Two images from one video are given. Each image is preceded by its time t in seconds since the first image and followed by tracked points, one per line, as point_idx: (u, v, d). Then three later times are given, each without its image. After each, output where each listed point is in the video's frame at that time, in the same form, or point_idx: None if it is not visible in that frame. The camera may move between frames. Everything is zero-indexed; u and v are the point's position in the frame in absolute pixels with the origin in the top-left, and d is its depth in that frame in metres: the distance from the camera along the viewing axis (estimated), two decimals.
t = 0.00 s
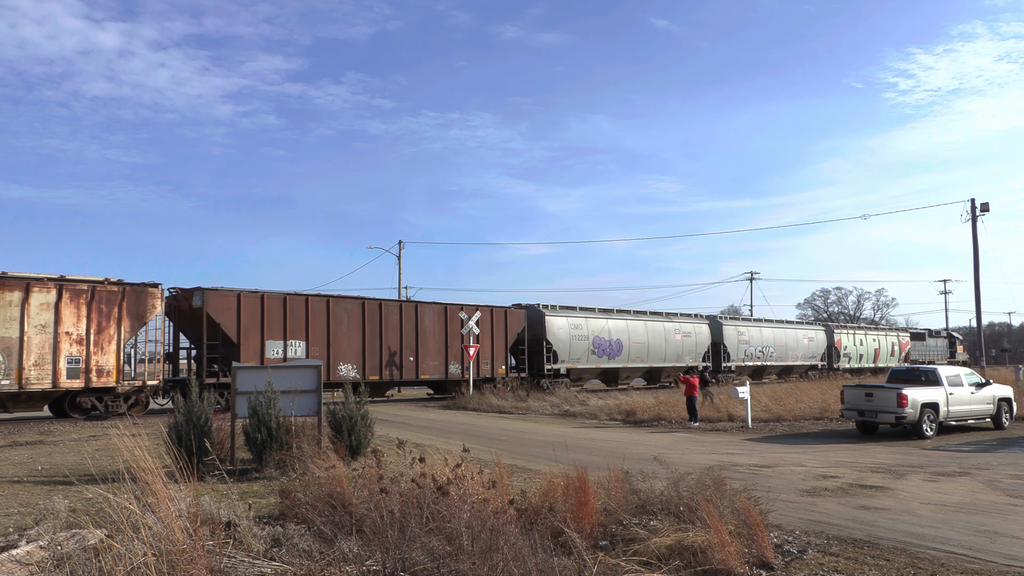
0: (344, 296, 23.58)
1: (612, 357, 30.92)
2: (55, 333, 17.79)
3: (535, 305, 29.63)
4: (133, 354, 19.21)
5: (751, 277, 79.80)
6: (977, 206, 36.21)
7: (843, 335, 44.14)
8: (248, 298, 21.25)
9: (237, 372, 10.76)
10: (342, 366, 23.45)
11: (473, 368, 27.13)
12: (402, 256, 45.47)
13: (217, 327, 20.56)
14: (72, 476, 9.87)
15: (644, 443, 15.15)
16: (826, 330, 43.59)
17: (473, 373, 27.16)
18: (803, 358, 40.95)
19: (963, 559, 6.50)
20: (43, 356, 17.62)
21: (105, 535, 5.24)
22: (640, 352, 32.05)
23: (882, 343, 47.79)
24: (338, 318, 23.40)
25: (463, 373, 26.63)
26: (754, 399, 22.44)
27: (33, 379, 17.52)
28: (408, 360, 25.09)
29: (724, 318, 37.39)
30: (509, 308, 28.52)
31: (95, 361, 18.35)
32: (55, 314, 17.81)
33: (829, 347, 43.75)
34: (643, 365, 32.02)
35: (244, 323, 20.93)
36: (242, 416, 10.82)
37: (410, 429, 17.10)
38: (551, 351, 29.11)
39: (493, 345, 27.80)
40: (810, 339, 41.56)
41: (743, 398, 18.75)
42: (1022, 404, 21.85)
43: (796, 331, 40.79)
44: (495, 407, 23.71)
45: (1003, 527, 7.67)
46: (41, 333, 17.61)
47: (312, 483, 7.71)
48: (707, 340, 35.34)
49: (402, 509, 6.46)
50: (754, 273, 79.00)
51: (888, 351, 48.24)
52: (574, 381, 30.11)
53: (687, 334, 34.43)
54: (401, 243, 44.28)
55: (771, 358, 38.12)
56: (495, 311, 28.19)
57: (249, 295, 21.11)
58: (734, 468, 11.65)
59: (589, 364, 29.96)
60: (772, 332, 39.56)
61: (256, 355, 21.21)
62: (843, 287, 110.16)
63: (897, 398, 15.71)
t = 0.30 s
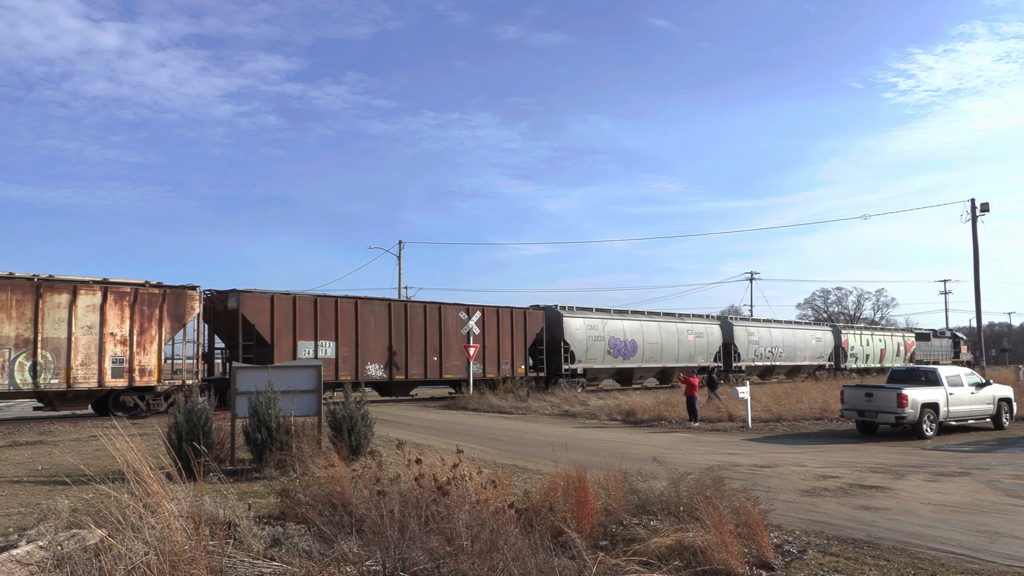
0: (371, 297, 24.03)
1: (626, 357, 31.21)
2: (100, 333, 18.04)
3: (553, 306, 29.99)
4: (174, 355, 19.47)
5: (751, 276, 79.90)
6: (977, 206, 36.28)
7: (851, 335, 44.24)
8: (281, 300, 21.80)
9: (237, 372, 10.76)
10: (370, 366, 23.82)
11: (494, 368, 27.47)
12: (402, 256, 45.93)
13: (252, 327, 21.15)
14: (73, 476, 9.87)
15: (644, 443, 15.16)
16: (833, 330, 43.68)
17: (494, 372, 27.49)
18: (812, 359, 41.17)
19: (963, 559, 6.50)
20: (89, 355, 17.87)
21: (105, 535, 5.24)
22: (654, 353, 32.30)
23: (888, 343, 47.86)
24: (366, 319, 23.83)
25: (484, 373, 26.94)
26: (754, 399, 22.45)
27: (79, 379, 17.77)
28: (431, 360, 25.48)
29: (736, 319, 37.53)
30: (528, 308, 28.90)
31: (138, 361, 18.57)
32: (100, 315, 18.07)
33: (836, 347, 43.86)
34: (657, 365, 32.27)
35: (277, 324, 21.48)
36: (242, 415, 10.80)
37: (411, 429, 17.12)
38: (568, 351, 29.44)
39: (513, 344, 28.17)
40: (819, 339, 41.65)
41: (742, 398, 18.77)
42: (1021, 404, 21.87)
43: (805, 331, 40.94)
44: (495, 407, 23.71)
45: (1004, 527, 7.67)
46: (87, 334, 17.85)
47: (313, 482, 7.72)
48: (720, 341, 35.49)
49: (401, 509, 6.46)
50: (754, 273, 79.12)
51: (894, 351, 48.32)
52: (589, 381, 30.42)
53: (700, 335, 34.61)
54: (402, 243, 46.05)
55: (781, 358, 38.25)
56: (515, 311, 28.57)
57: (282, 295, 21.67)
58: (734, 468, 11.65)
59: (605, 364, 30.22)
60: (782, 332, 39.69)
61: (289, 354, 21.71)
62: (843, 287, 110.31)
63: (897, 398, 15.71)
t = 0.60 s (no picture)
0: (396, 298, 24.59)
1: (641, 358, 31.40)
2: (143, 334, 18.76)
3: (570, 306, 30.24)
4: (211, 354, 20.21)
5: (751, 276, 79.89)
6: (978, 205, 36.31)
7: (858, 335, 44.29)
8: (313, 300, 22.35)
9: (237, 372, 10.76)
10: (396, 365, 24.38)
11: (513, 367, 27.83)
12: (402, 256, 45.68)
13: (286, 328, 21.68)
14: (73, 476, 9.87)
15: (644, 443, 15.16)
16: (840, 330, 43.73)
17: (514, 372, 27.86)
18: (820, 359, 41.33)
19: (963, 559, 6.50)
20: (133, 355, 18.55)
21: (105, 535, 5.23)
22: (668, 353, 32.47)
23: (894, 343, 47.90)
24: (392, 319, 24.41)
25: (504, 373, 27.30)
26: (754, 399, 22.45)
27: (124, 378, 18.46)
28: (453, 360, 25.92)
29: (746, 320, 37.60)
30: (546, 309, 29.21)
31: (178, 361, 19.30)
32: (143, 316, 18.77)
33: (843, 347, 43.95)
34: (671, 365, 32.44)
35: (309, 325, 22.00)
36: (242, 416, 10.79)
37: (411, 429, 17.12)
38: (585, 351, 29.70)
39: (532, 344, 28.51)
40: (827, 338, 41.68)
41: (743, 398, 18.76)
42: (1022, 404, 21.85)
43: (814, 332, 41.04)
44: (495, 407, 23.71)
45: (1004, 527, 7.67)
46: (131, 335, 18.56)
47: (313, 483, 7.72)
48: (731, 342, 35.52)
49: (402, 509, 6.46)
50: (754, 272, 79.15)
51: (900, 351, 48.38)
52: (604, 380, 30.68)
53: (713, 335, 34.73)
54: (401, 243, 45.80)
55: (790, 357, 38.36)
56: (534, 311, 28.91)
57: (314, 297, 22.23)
58: (734, 468, 11.65)
59: (621, 364, 30.40)
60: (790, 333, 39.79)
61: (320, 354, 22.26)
62: (843, 287, 110.34)
63: (897, 398, 15.71)
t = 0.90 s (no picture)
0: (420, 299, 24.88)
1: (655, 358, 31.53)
2: (183, 335, 19.29)
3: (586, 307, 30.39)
4: (245, 354, 20.74)
5: (751, 276, 79.90)
6: (978, 205, 36.35)
7: (864, 336, 44.28)
8: (342, 302, 22.59)
9: (237, 372, 10.76)
10: (421, 365, 24.67)
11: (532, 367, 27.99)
12: (401, 255, 46.19)
13: (316, 329, 21.93)
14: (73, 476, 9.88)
15: (644, 443, 15.17)
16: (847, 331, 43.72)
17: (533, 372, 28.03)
18: (827, 360, 41.36)
19: (963, 559, 6.50)
20: (174, 355, 19.06)
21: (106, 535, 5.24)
22: (681, 353, 32.58)
23: (899, 343, 47.90)
24: (417, 320, 24.71)
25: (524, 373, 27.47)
26: (754, 399, 22.45)
27: (165, 377, 18.94)
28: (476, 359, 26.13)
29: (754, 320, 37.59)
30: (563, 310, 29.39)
31: (216, 361, 19.84)
32: (183, 317, 19.32)
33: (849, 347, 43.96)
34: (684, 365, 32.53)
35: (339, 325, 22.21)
36: (242, 416, 10.79)
37: (412, 429, 17.12)
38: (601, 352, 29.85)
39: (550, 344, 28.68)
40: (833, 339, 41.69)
41: (743, 398, 18.76)
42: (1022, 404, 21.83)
43: (820, 333, 41.08)
44: (495, 407, 23.69)
45: (1004, 527, 7.67)
46: (171, 335, 19.07)
47: (313, 483, 7.72)
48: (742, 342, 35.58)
49: (402, 509, 6.46)
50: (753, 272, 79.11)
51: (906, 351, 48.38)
52: (619, 380, 30.84)
53: (724, 335, 34.82)
54: (401, 243, 46.29)
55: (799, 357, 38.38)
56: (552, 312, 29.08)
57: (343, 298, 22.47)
58: (734, 468, 11.66)
59: (636, 364, 30.51)
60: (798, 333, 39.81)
61: (349, 355, 22.49)
62: (843, 287, 110.35)
63: (897, 398, 15.71)
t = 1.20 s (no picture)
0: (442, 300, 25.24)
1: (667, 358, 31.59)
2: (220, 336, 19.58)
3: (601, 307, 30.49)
4: (279, 354, 21.08)
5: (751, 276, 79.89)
6: (979, 206, 36.42)
7: (869, 336, 44.26)
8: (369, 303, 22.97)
9: (237, 372, 10.76)
10: (444, 365, 25.03)
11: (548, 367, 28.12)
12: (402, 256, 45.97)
13: (344, 330, 22.33)
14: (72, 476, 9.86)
15: (643, 443, 15.15)
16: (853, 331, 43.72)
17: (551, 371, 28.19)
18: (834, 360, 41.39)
19: (963, 558, 6.50)
20: (211, 355, 19.35)
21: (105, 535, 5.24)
22: (692, 353, 32.63)
23: (905, 343, 47.94)
24: (441, 321, 25.09)
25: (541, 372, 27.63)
26: (754, 399, 22.44)
27: (203, 377, 19.22)
28: (496, 359, 26.38)
29: (764, 321, 37.60)
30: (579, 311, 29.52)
31: (252, 360, 20.12)
32: (219, 318, 19.62)
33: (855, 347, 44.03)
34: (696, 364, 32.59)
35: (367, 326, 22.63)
36: (242, 416, 10.79)
37: (411, 429, 17.11)
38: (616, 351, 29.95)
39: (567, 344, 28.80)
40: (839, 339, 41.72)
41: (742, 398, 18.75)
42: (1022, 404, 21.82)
43: (828, 333, 41.12)
44: (495, 407, 23.67)
45: (1004, 527, 7.67)
46: (208, 336, 19.37)
47: (312, 483, 7.71)
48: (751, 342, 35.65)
49: (401, 509, 6.46)
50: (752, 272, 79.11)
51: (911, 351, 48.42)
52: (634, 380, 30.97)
53: (734, 335, 34.86)
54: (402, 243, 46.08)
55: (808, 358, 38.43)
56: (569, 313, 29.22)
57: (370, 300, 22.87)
58: (734, 468, 11.65)
59: (649, 363, 30.58)
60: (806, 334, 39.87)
61: (376, 355, 22.92)
62: (843, 287, 110.33)
63: (897, 398, 15.71)
